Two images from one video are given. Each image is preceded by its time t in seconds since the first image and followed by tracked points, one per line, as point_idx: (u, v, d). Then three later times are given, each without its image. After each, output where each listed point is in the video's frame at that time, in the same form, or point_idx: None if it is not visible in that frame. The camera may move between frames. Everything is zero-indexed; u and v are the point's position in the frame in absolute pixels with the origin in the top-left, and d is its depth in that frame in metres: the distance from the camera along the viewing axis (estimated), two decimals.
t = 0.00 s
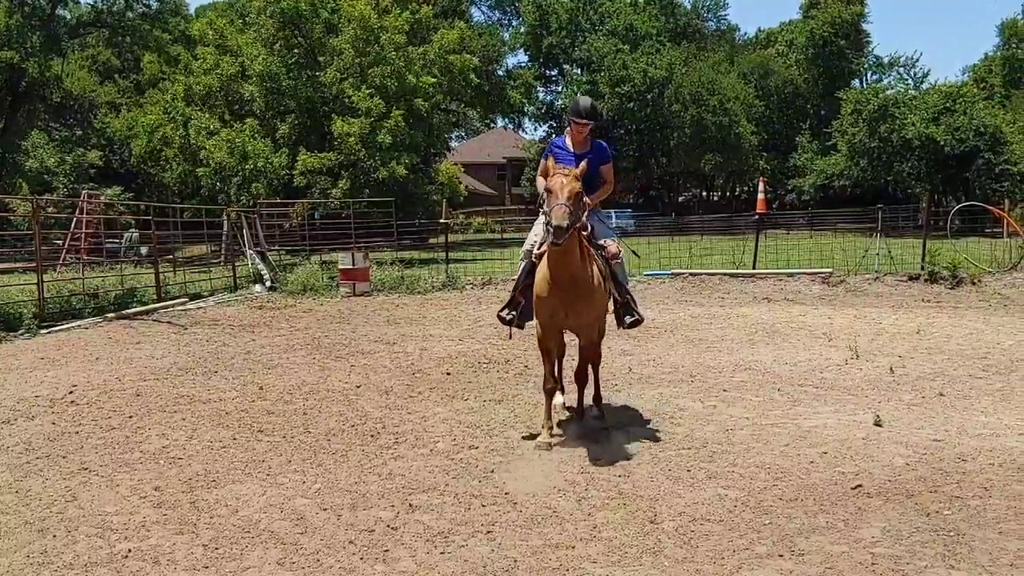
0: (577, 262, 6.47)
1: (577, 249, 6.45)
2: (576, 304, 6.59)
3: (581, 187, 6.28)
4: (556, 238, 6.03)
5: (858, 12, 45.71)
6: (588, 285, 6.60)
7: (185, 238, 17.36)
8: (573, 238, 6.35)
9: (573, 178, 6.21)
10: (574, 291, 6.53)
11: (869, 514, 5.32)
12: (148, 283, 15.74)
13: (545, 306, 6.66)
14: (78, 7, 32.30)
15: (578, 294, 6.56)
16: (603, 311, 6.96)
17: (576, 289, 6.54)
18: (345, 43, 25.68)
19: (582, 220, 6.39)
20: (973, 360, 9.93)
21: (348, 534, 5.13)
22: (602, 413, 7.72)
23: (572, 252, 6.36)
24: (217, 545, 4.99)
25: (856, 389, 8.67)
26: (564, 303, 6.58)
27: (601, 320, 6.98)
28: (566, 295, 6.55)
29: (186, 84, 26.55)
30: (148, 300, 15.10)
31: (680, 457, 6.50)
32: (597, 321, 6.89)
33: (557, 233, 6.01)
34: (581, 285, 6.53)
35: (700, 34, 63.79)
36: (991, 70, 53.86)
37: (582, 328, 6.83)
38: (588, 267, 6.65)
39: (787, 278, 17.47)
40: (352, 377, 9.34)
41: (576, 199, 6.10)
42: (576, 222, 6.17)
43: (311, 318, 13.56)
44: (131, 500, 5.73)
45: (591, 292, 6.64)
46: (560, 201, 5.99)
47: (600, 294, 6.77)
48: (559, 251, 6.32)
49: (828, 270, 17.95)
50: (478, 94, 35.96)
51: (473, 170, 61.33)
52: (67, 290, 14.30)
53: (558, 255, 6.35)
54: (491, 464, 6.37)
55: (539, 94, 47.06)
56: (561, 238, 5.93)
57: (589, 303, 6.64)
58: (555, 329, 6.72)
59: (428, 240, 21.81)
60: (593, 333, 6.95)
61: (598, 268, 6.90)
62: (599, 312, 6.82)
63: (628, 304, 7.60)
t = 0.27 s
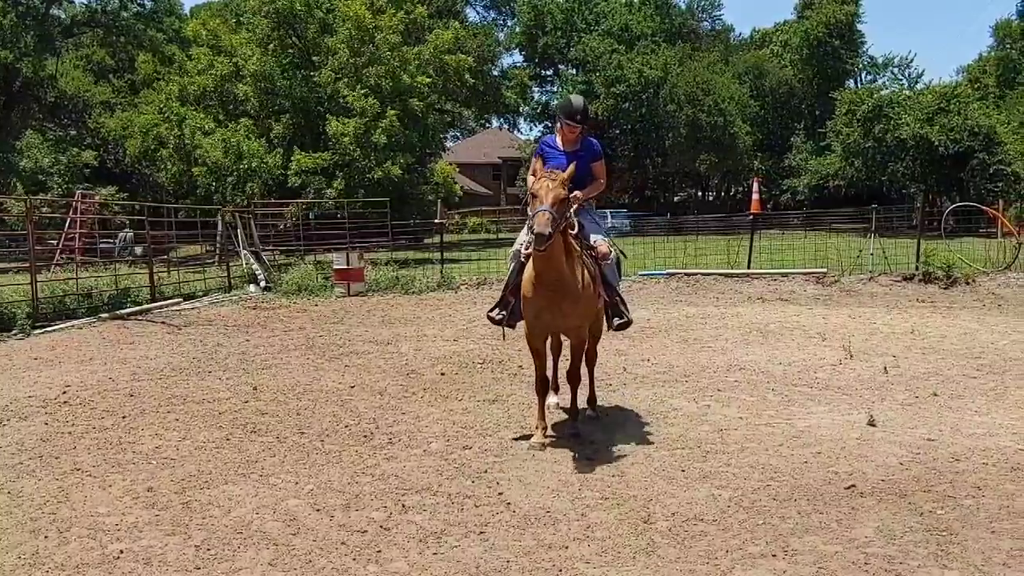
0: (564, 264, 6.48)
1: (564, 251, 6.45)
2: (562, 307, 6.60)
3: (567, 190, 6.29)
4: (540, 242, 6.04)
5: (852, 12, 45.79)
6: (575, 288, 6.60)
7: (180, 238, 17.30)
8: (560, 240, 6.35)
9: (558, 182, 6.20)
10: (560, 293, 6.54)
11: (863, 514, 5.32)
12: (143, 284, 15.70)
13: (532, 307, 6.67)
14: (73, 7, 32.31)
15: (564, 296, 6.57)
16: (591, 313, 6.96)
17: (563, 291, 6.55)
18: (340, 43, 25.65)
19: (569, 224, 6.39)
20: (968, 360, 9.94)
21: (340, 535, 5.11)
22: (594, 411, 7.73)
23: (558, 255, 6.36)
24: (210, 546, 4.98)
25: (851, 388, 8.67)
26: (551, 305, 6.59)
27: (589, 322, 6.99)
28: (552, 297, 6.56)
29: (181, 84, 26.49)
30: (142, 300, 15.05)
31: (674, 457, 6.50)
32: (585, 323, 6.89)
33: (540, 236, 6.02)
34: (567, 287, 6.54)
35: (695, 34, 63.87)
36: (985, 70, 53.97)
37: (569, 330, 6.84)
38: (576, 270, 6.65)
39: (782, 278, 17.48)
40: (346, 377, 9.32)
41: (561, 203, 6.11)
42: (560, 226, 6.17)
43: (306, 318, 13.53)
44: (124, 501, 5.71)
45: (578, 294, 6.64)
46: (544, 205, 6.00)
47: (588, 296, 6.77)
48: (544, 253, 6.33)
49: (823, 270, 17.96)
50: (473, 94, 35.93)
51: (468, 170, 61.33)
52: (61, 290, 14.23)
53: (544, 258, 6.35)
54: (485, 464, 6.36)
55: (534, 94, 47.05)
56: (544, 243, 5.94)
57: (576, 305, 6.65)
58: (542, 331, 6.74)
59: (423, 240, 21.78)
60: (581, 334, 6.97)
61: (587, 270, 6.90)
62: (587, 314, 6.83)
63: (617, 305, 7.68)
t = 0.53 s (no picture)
0: (551, 263, 6.44)
1: (551, 249, 6.42)
2: (552, 306, 6.56)
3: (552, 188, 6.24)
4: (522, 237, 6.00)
5: (847, 12, 45.83)
6: (562, 287, 6.57)
7: (174, 238, 17.26)
8: (545, 237, 6.31)
9: (544, 178, 6.18)
10: (547, 292, 6.52)
11: (857, 513, 5.31)
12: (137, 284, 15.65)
13: (520, 307, 6.66)
14: (67, 6, 32.29)
15: (552, 295, 6.53)
16: (582, 313, 6.91)
17: (550, 290, 6.52)
18: (335, 43, 25.63)
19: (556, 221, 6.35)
20: (962, 358, 9.96)
21: (333, 535, 5.10)
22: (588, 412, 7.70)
23: (543, 253, 6.33)
24: (202, 547, 4.96)
25: (845, 387, 8.69)
26: (538, 304, 6.56)
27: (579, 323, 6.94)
28: (539, 296, 6.54)
29: (175, 84, 26.45)
30: (136, 300, 14.99)
31: (668, 456, 6.49)
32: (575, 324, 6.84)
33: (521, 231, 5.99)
34: (553, 286, 6.50)
35: (690, 34, 63.93)
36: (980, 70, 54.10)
37: (558, 330, 6.80)
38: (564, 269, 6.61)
39: (777, 277, 17.46)
40: (341, 377, 9.31)
41: (545, 199, 6.07)
42: (545, 222, 6.13)
43: (301, 317, 13.51)
44: (116, 502, 5.68)
45: (566, 294, 6.60)
46: (526, 200, 5.96)
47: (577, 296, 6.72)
48: (530, 251, 6.31)
49: (818, 269, 17.95)
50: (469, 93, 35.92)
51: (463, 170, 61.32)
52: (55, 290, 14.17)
53: (529, 256, 6.33)
54: (479, 464, 6.34)
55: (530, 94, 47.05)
56: (524, 236, 5.90)
57: (565, 305, 6.61)
58: (531, 329, 6.71)
59: (418, 239, 21.76)
60: (572, 334, 6.92)
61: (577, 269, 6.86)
62: (576, 315, 6.77)
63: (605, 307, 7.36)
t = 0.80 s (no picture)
0: (542, 263, 6.42)
1: (543, 249, 6.41)
2: (546, 306, 6.55)
3: (542, 186, 6.22)
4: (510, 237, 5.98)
5: (843, 11, 45.89)
6: (556, 287, 6.56)
7: (170, 238, 17.24)
8: (536, 236, 6.30)
9: (533, 177, 6.16)
10: (541, 293, 6.51)
11: (853, 512, 5.32)
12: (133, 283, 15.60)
13: (515, 308, 6.66)
14: (62, 6, 32.24)
15: (546, 295, 6.53)
16: (577, 312, 6.91)
17: (543, 290, 6.51)
18: (331, 42, 25.59)
19: (546, 220, 6.33)
20: (957, 358, 9.96)
21: (329, 535, 5.09)
22: (586, 409, 7.75)
23: (535, 252, 6.32)
24: (197, 547, 4.95)
25: (841, 387, 8.69)
26: (532, 304, 6.56)
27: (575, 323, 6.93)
28: (533, 296, 6.53)
29: (171, 83, 26.41)
30: (131, 299, 14.94)
31: (665, 456, 6.49)
32: (570, 323, 6.84)
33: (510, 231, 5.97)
34: (547, 286, 6.50)
35: (686, 33, 63.97)
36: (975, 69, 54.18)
37: (554, 330, 6.80)
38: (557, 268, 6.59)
39: (773, 277, 17.47)
40: (337, 376, 9.30)
41: (534, 198, 6.05)
42: (535, 221, 6.12)
43: (297, 317, 13.49)
44: (111, 502, 5.67)
45: (560, 293, 6.60)
46: (514, 200, 5.93)
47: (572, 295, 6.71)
48: (522, 251, 6.30)
49: (814, 268, 17.96)
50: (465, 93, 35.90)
51: (460, 169, 61.29)
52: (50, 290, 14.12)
53: (521, 256, 6.32)
54: (475, 464, 6.34)
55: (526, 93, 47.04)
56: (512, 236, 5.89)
57: (559, 305, 6.60)
58: (526, 330, 6.71)
59: (414, 239, 21.75)
60: (567, 334, 6.92)
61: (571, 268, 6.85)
62: (571, 314, 6.77)
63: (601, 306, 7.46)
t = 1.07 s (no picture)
0: (538, 263, 6.42)
1: (538, 249, 6.41)
2: (544, 307, 6.55)
3: (535, 186, 6.22)
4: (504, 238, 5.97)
5: (840, 11, 45.94)
6: (553, 287, 6.56)
7: (166, 238, 17.18)
8: (531, 237, 6.29)
9: (527, 178, 6.16)
10: (537, 293, 6.51)
11: (850, 513, 5.32)
12: (128, 284, 15.56)
13: (512, 309, 6.65)
14: (58, 6, 32.17)
15: (543, 295, 6.53)
16: (574, 312, 6.91)
17: (539, 291, 6.51)
18: (328, 42, 25.55)
19: (541, 220, 6.33)
20: (954, 358, 9.97)
21: (327, 536, 5.08)
22: (583, 411, 7.73)
23: (531, 253, 6.32)
24: (194, 548, 4.93)
25: (837, 386, 8.70)
26: (529, 305, 6.55)
27: (572, 322, 6.93)
28: (530, 297, 6.53)
29: (168, 83, 26.37)
30: (127, 300, 14.90)
31: (662, 456, 6.49)
32: (567, 322, 6.83)
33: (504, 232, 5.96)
34: (543, 287, 6.49)
35: (683, 33, 63.98)
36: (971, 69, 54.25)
37: (551, 331, 6.80)
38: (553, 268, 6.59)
39: (770, 277, 17.48)
40: (334, 377, 9.28)
41: (527, 199, 6.05)
42: (529, 222, 6.12)
43: (294, 318, 13.45)
44: (108, 503, 5.66)
45: (556, 293, 6.60)
46: (508, 200, 5.93)
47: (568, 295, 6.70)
48: (518, 252, 6.30)
49: (810, 268, 17.97)
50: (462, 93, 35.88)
51: (457, 169, 61.26)
52: (46, 291, 14.08)
53: (517, 257, 6.32)
54: (472, 464, 6.33)
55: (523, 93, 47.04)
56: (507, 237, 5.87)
57: (556, 305, 6.60)
58: (523, 331, 6.69)
59: (412, 239, 21.72)
60: (564, 334, 6.91)
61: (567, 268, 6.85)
62: (568, 314, 6.76)
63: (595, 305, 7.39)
